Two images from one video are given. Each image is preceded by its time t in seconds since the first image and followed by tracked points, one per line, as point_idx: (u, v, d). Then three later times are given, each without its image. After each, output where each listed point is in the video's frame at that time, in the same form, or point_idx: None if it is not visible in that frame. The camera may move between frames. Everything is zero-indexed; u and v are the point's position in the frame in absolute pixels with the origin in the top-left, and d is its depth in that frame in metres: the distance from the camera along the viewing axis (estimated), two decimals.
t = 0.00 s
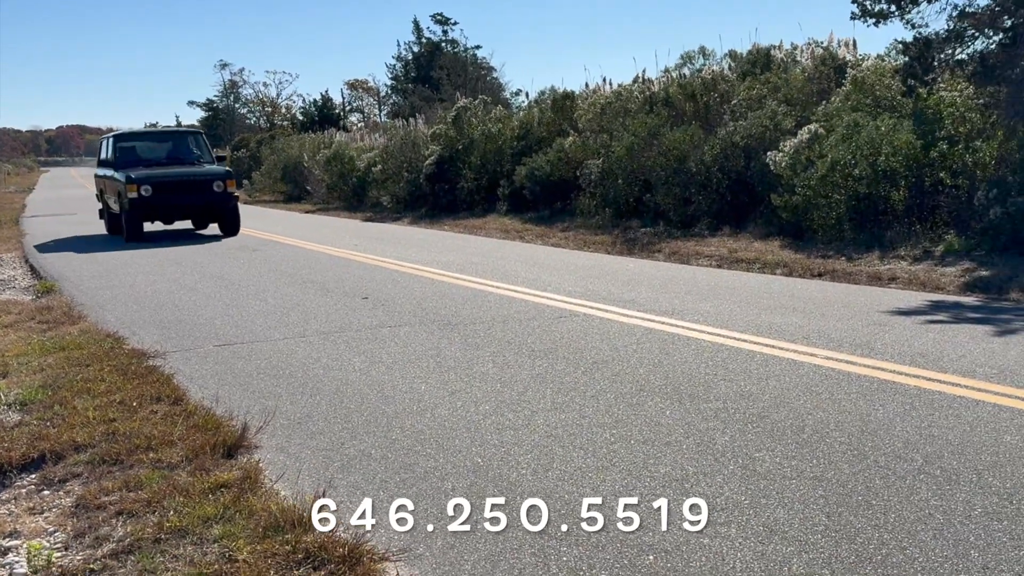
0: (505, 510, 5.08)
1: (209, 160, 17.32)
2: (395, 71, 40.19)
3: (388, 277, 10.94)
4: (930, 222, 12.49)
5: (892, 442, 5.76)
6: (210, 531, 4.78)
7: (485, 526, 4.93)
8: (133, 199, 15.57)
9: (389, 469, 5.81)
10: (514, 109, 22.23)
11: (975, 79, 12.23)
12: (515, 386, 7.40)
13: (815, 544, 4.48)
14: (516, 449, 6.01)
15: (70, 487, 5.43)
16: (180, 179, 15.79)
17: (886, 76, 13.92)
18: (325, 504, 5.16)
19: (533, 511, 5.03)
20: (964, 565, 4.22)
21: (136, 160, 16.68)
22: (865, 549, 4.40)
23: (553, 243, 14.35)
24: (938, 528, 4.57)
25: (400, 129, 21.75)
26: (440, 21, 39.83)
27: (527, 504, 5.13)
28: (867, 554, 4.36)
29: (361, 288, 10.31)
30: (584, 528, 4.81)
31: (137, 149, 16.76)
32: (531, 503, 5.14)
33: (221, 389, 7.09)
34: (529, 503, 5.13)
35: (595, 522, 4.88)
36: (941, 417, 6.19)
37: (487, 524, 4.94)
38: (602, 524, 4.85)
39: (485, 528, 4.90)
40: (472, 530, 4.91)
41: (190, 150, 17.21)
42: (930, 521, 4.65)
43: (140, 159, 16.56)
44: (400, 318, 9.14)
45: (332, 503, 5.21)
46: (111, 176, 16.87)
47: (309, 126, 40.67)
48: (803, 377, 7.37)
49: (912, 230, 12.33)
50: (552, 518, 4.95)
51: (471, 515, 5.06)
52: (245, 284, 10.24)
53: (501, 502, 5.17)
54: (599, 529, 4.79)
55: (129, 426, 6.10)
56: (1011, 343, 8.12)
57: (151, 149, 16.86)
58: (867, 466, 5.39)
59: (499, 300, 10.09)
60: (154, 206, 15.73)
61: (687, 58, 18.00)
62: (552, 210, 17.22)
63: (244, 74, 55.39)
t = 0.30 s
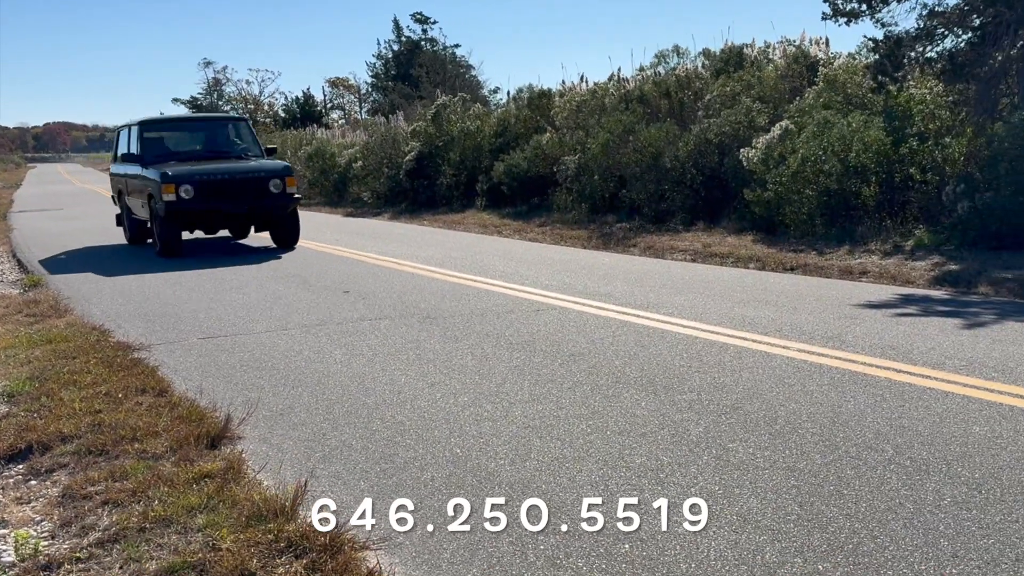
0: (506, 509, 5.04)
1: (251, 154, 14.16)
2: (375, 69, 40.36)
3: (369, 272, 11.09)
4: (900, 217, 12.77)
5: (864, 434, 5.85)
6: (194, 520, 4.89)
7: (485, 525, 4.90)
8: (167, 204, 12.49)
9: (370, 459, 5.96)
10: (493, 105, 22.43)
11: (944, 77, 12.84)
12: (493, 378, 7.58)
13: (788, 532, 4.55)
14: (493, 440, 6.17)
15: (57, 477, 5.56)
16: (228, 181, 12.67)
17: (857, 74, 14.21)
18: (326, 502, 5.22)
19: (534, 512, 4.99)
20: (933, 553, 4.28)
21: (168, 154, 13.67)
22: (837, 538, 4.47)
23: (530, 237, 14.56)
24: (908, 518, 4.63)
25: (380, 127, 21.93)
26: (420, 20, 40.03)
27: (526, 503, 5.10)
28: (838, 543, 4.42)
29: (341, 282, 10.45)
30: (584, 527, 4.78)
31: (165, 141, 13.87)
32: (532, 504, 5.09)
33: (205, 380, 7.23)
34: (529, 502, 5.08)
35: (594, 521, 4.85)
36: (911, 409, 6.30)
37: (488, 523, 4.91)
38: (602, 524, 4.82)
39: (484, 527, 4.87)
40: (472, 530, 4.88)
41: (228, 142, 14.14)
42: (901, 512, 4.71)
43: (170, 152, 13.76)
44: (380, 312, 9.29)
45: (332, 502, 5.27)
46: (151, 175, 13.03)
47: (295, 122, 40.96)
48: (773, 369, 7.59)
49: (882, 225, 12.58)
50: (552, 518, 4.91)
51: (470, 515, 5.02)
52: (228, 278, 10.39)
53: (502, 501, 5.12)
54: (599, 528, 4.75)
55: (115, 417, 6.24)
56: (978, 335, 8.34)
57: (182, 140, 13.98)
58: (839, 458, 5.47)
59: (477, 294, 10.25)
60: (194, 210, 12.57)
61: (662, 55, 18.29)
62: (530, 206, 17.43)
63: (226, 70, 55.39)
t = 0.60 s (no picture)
0: (505, 509, 4.98)
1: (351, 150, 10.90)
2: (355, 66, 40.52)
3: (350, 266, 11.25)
4: (871, 212, 13.01)
5: (836, 425, 6.03)
6: (178, 510, 4.92)
7: (484, 525, 4.84)
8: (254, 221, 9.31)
9: (350, 450, 6.10)
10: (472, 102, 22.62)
11: (915, 75, 13.07)
12: (470, 370, 7.77)
13: (760, 522, 4.64)
14: (473, 431, 6.35)
15: (44, 467, 5.67)
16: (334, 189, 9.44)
17: (828, 73, 14.49)
18: (325, 502, 5.18)
19: (534, 511, 4.92)
20: (904, 542, 4.35)
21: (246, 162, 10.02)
22: (810, 527, 4.55)
23: (509, 232, 14.77)
24: (879, 508, 4.72)
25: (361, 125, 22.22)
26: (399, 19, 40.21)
27: (527, 503, 5.03)
28: (811, 532, 4.50)
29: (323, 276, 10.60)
30: (584, 526, 4.72)
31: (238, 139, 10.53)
32: (532, 503, 5.03)
33: (190, 373, 7.39)
34: (529, 502, 5.02)
35: (594, 520, 4.78)
36: (882, 400, 6.50)
37: (487, 523, 4.84)
38: (603, 524, 4.75)
39: (484, 527, 4.80)
40: (471, 530, 4.80)
41: (315, 134, 10.81)
42: (872, 501, 4.81)
43: (244, 147, 10.49)
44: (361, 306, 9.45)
45: (332, 503, 5.19)
46: (237, 183, 9.52)
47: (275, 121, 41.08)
48: (743, 362, 7.80)
49: (854, 220, 12.81)
50: (542, 510, 4.93)
51: (470, 514, 4.96)
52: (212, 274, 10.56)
53: (501, 501, 5.06)
54: (600, 529, 4.69)
55: (100, 408, 6.37)
56: (946, 328, 8.56)
57: (257, 133, 10.59)
58: (810, 448, 5.63)
59: (457, 288, 10.42)
60: (293, 227, 9.35)
61: (637, 54, 18.57)
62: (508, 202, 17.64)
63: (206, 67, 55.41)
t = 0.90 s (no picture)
0: (506, 509, 4.83)
1: (604, 138, 7.14)
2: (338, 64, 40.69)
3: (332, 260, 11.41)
4: (844, 208, 13.14)
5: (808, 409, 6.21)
6: (164, 500, 4.98)
7: (485, 525, 4.70)
8: (515, 268, 5.55)
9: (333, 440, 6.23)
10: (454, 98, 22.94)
11: (887, 73, 13.66)
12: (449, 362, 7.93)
13: (732, 510, 4.65)
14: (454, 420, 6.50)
15: (32, 458, 5.77)
16: (657, 195, 5.68)
17: (802, 71, 14.82)
18: (325, 502, 5.03)
19: (536, 513, 4.76)
20: (877, 531, 4.31)
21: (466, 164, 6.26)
22: (784, 517, 4.53)
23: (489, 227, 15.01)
24: (853, 498, 4.70)
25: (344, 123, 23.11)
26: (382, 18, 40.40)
27: (527, 503, 4.87)
28: (785, 522, 4.48)
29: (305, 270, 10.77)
30: (584, 527, 4.57)
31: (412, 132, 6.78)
32: (532, 504, 4.86)
33: (175, 366, 7.55)
34: (529, 502, 4.86)
35: (594, 520, 4.63)
36: (854, 388, 6.69)
37: (487, 523, 4.70)
38: (602, 523, 4.61)
39: (483, 527, 4.67)
40: (471, 530, 4.68)
41: (526, 117, 6.99)
42: (846, 491, 4.79)
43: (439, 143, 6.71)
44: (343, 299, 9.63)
45: (333, 502, 5.07)
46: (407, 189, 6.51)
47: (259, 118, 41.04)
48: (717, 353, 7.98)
49: (827, 215, 13.06)
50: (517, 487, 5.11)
51: (470, 513, 4.82)
52: (197, 269, 10.75)
53: (501, 500, 4.91)
54: (598, 529, 4.54)
55: (88, 399, 6.51)
56: (916, 322, 8.77)
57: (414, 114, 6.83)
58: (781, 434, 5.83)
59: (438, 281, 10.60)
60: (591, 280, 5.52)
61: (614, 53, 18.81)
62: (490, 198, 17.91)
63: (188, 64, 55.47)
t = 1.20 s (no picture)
0: (505, 509, 4.75)
1: None
2: (323, 62, 40.82)
3: (317, 256, 11.54)
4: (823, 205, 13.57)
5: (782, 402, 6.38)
6: (152, 493, 5.03)
7: (485, 525, 4.60)
8: None
9: (319, 434, 6.30)
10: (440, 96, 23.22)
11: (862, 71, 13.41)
12: (433, 357, 8.04)
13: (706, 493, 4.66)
14: (437, 414, 6.61)
15: (22, 451, 5.83)
16: None
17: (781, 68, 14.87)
18: (325, 502, 4.99)
19: (535, 512, 4.68)
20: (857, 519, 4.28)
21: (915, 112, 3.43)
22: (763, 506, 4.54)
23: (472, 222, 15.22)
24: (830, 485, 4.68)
25: (333, 122, 23.63)
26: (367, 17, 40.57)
27: (527, 504, 4.80)
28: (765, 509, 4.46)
29: (290, 266, 10.90)
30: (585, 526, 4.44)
31: (855, 115, 3.63)
32: (532, 503, 4.80)
33: (163, 360, 7.66)
34: (529, 502, 4.80)
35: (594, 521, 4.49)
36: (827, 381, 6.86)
37: (488, 523, 4.61)
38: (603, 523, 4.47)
39: (484, 527, 4.57)
40: (471, 530, 4.57)
41: None
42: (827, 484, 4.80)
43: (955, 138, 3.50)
44: (328, 293, 9.76)
45: (331, 503, 5.02)
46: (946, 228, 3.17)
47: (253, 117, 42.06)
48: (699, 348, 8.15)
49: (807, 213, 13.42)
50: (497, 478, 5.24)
51: (469, 514, 4.73)
52: (184, 265, 10.88)
53: (501, 501, 4.84)
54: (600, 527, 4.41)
55: (77, 393, 6.61)
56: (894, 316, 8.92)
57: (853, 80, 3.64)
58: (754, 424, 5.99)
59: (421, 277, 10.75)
60: None
61: (597, 50, 18.99)
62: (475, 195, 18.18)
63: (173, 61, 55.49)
